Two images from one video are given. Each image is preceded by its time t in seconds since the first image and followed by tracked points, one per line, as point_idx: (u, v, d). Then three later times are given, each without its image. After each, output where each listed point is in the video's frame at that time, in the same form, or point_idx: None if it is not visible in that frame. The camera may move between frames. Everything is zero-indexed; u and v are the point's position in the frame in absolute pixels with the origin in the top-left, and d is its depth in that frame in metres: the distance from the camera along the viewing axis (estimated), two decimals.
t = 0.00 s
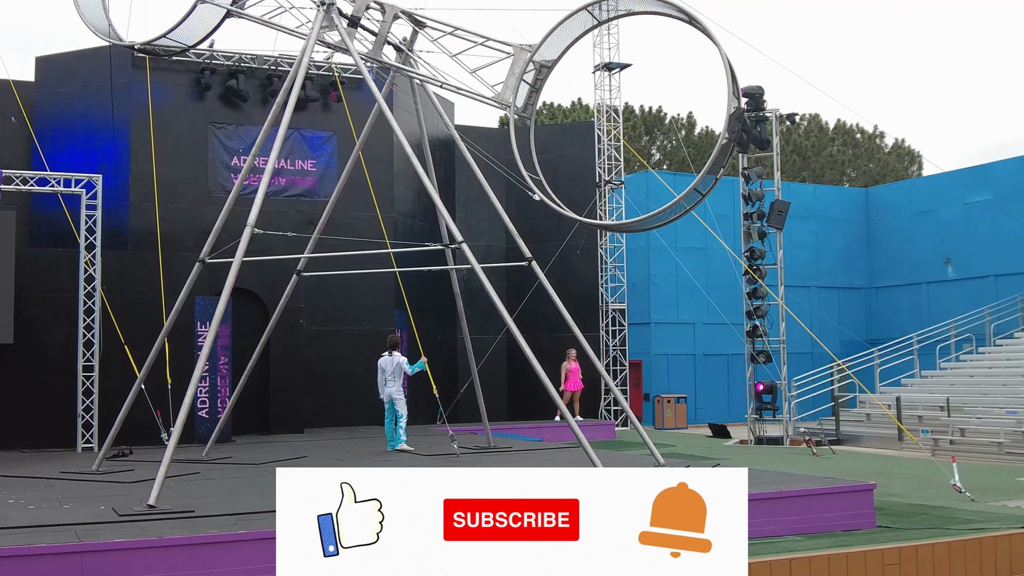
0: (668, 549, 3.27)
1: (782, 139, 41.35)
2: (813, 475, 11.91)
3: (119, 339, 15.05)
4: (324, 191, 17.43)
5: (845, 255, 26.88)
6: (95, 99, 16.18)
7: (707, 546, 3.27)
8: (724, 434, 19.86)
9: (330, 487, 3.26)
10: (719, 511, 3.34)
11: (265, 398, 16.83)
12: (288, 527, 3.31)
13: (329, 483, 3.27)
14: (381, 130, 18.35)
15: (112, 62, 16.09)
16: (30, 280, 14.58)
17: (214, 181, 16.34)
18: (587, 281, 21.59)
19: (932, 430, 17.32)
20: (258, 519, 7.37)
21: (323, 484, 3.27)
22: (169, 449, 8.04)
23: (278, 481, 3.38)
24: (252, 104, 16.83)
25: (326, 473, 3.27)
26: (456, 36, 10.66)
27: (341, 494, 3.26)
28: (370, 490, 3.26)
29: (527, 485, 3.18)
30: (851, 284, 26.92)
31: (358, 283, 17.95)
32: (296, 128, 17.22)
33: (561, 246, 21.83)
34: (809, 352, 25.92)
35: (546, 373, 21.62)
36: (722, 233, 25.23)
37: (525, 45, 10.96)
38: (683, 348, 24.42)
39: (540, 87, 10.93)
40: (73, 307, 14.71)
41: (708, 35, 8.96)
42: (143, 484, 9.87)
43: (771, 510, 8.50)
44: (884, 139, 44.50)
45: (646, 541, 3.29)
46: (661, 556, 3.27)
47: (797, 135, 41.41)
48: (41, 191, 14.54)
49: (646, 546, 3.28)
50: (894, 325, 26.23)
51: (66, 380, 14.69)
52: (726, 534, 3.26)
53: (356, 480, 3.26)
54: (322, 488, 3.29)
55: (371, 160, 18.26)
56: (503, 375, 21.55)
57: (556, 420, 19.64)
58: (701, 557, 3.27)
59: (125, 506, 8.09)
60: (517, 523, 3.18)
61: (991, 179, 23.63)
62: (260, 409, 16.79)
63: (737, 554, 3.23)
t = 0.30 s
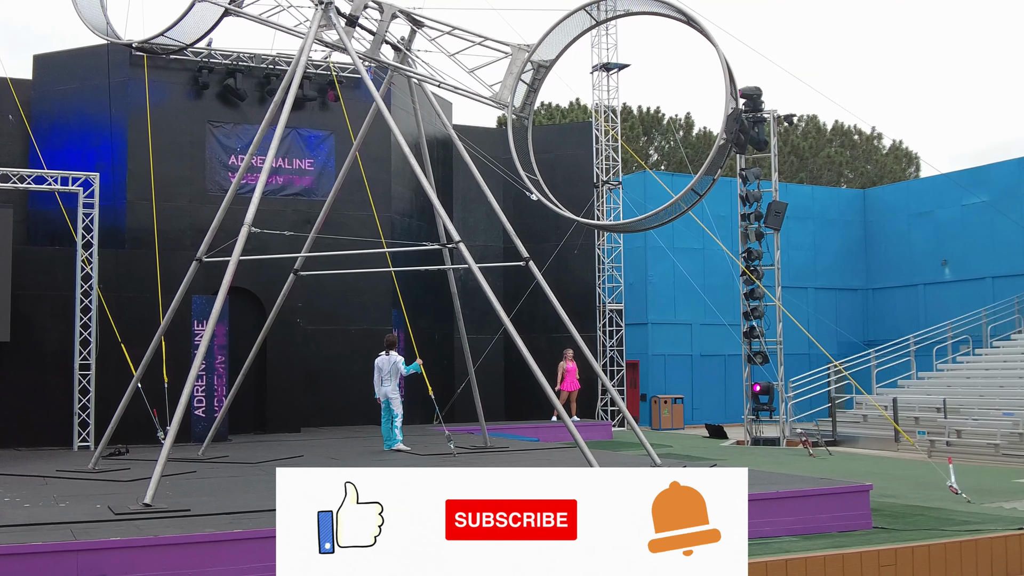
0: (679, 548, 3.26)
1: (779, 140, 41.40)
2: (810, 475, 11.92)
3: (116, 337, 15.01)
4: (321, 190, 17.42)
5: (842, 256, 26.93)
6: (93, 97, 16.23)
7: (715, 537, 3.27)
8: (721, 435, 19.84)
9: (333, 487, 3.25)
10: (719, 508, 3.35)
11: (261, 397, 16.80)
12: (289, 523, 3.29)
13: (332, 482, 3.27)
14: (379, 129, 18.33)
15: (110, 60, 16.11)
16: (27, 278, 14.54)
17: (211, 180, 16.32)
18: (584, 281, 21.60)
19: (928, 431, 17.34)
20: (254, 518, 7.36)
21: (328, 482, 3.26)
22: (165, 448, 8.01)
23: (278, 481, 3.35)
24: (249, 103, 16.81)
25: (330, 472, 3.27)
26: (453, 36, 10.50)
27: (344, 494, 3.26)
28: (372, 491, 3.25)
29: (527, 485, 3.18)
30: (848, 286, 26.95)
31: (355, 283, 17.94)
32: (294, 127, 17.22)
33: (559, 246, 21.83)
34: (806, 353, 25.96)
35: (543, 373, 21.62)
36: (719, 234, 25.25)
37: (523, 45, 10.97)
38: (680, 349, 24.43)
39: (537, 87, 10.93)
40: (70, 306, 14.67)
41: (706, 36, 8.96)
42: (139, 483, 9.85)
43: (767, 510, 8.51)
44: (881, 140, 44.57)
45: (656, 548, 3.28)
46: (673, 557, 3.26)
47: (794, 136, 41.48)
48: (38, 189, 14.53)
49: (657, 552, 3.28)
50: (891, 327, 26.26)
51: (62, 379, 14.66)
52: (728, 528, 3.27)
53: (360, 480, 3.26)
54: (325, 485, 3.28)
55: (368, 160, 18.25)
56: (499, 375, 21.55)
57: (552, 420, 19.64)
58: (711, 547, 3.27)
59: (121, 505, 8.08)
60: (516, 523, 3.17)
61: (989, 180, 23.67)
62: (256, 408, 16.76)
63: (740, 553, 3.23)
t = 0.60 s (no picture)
0: (668, 548, 3.25)
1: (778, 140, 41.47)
2: (808, 476, 11.93)
3: (113, 335, 14.98)
4: (319, 189, 17.40)
5: (840, 256, 26.95)
6: (91, 95, 16.19)
7: (706, 548, 3.26)
8: (718, 435, 19.85)
9: (335, 486, 3.25)
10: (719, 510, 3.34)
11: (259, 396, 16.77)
12: (289, 522, 3.28)
13: (335, 482, 3.26)
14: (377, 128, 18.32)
15: (109, 59, 16.08)
16: (24, 277, 14.52)
17: (209, 179, 16.30)
18: (582, 281, 21.60)
19: (926, 431, 17.37)
20: (251, 517, 7.36)
21: (330, 481, 3.25)
22: (163, 447, 8.00)
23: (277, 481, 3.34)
24: (248, 102, 16.78)
25: (332, 472, 3.26)
26: (451, 35, 10.68)
27: (346, 494, 3.25)
28: (373, 492, 3.25)
29: (527, 485, 3.18)
30: (846, 286, 26.98)
31: (353, 282, 17.93)
32: (292, 125, 17.21)
33: (556, 246, 21.84)
34: (804, 353, 25.99)
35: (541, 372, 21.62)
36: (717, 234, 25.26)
37: (522, 45, 10.97)
38: (678, 349, 24.45)
39: (536, 87, 10.93)
40: (67, 304, 14.64)
41: (704, 35, 8.97)
42: (136, 482, 9.83)
43: (764, 510, 8.51)
44: (880, 141, 44.63)
45: (645, 541, 3.28)
46: (659, 555, 3.26)
47: (792, 137, 41.54)
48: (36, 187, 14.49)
49: (645, 545, 3.27)
50: (888, 327, 26.30)
51: (59, 377, 14.64)
52: (727, 532, 3.26)
53: (362, 481, 3.26)
54: (326, 484, 3.27)
55: (366, 159, 18.24)
56: (497, 374, 21.54)
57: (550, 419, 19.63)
58: (700, 557, 3.26)
59: (118, 503, 8.07)
60: (516, 523, 3.17)
61: (987, 181, 23.70)
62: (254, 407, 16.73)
63: (737, 555, 3.22)
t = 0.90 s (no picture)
0: (676, 548, 3.26)
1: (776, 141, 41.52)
2: (805, 476, 11.94)
3: (111, 334, 14.94)
4: (318, 188, 17.39)
5: (838, 257, 26.98)
6: (90, 94, 16.19)
7: (713, 539, 3.28)
8: (716, 435, 19.86)
9: (338, 486, 3.26)
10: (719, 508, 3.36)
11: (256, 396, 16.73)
12: (290, 520, 3.30)
13: (338, 481, 3.27)
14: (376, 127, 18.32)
15: (108, 57, 16.07)
16: (21, 275, 14.50)
17: (207, 178, 16.28)
18: (580, 281, 21.59)
19: (923, 433, 17.40)
20: (248, 516, 7.35)
21: (331, 481, 3.27)
22: (160, 445, 7.99)
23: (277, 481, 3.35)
24: (246, 101, 16.77)
25: (335, 472, 3.28)
26: (451, 35, 10.55)
27: (348, 494, 3.26)
28: (375, 497, 3.26)
29: (528, 485, 3.17)
30: (844, 286, 27.01)
31: (351, 281, 17.93)
32: (290, 125, 17.21)
33: (555, 246, 21.84)
34: (801, 354, 26.02)
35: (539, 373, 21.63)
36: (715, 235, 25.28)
37: (520, 44, 10.97)
38: (676, 349, 24.46)
39: (534, 87, 10.93)
40: (65, 302, 14.62)
41: (703, 36, 8.97)
42: (133, 481, 9.82)
43: (762, 510, 8.52)
44: (878, 142, 44.70)
45: (654, 547, 3.29)
46: (669, 557, 3.27)
47: (791, 137, 41.59)
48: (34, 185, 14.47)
49: (655, 551, 3.29)
50: (885, 328, 26.35)
51: (57, 376, 14.62)
52: (728, 529, 3.28)
53: (365, 481, 3.27)
54: (326, 484, 3.29)
55: (365, 159, 18.23)
56: (495, 374, 21.55)
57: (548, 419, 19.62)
58: (709, 548, 3.28)
59: (115, 502, 8.05)
60: (517, 523, 3.16)
61: (984, 183, 23.74)
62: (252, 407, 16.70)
63: (739, 552, 3.24)
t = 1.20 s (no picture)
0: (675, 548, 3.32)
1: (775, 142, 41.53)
2: (802, 477, 11.96)
3: (109, 333, 14.93)
4: (316, 187, 17.38)
5: (836, 259, 26.98)
6: (88, 92, 16.18)
7: (708, 545, 3.34)
8: (714, 436, 19.87)
9: (339, 485, 3.31)
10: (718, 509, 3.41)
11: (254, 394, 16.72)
12: (290, 519, 3.36)
13: (339, 481, 3.33)
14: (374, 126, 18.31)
15: (106, 55, 16.06)
16: (19, 273, 14.49)
17: (206, 177, 16.27)
18: (578, 281, 21.59)
19: (921, 433, 17.48)
20: (246, 514, 7.36)
21: (332, 481, 3.32)
22: (158, 444, 7.97)
23: (276, 481, 3.42)
24: (245, 100, 16.77)
25: (336, 472, 3.33)
26: (450, 34, 10.56)
27: (349, 494, 3.32)
28: (375, 498, 3.30)
29: (528, 485, 3.21)
30: (842, 287, 27.04)
31: (349, 280, 17.96)
32: (289, 124, 17.21)
33: (553, 246, 21.82)
34: (799, 354, 26.05)
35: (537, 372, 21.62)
36: (713, 235, 25.30)
37: (519, 44, 10.99)
38: (674, 350, 24.48)
39: (533, 87, 10.94)
40: (63, 301, 14.61)
41: (702, 36, 8.96)
42: (131, 479, 9.81)
43: (759, 511, 8.55)
44: (876, 143, 44.74)
45: (647, 543, 3.34)
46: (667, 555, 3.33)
47: (790, 138, 41.62)
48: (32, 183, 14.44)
49: (647, 547, 3.34)
50: (883, 329, 26.39)
51: (54, 374, 14.60)
52: (726, 532, 3.33)
53: (365, 482, 3.32)
54: (327, 483, 3.34)
55: (364, 158, 18.22)
56: (492, 374, 21.57)
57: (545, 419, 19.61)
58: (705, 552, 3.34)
59: (113, 501, 8.05)
60: (517, 523, 3.22)
61: (981, 185, 23.78)
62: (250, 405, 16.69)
63: (737, 554, 3.30)
